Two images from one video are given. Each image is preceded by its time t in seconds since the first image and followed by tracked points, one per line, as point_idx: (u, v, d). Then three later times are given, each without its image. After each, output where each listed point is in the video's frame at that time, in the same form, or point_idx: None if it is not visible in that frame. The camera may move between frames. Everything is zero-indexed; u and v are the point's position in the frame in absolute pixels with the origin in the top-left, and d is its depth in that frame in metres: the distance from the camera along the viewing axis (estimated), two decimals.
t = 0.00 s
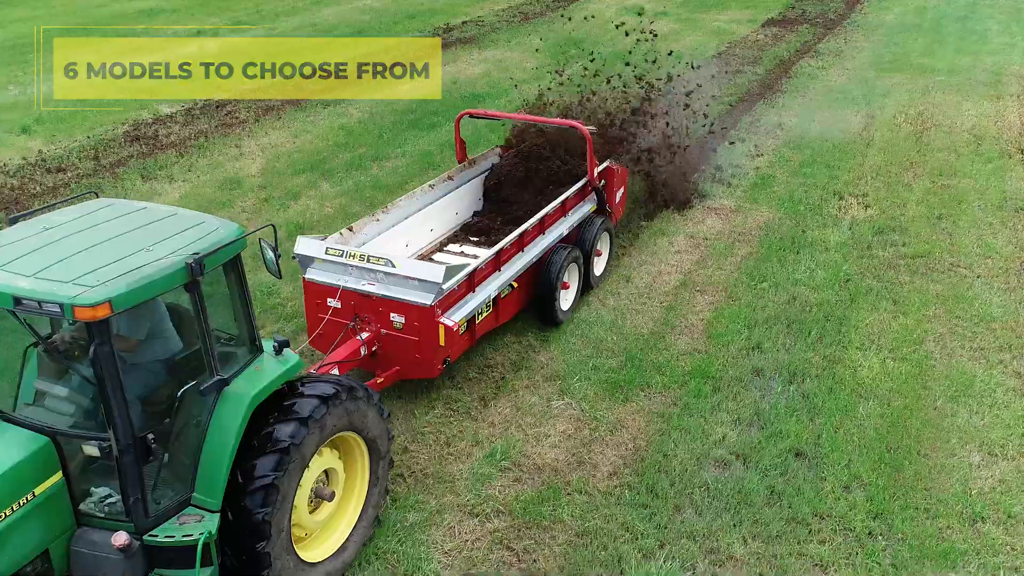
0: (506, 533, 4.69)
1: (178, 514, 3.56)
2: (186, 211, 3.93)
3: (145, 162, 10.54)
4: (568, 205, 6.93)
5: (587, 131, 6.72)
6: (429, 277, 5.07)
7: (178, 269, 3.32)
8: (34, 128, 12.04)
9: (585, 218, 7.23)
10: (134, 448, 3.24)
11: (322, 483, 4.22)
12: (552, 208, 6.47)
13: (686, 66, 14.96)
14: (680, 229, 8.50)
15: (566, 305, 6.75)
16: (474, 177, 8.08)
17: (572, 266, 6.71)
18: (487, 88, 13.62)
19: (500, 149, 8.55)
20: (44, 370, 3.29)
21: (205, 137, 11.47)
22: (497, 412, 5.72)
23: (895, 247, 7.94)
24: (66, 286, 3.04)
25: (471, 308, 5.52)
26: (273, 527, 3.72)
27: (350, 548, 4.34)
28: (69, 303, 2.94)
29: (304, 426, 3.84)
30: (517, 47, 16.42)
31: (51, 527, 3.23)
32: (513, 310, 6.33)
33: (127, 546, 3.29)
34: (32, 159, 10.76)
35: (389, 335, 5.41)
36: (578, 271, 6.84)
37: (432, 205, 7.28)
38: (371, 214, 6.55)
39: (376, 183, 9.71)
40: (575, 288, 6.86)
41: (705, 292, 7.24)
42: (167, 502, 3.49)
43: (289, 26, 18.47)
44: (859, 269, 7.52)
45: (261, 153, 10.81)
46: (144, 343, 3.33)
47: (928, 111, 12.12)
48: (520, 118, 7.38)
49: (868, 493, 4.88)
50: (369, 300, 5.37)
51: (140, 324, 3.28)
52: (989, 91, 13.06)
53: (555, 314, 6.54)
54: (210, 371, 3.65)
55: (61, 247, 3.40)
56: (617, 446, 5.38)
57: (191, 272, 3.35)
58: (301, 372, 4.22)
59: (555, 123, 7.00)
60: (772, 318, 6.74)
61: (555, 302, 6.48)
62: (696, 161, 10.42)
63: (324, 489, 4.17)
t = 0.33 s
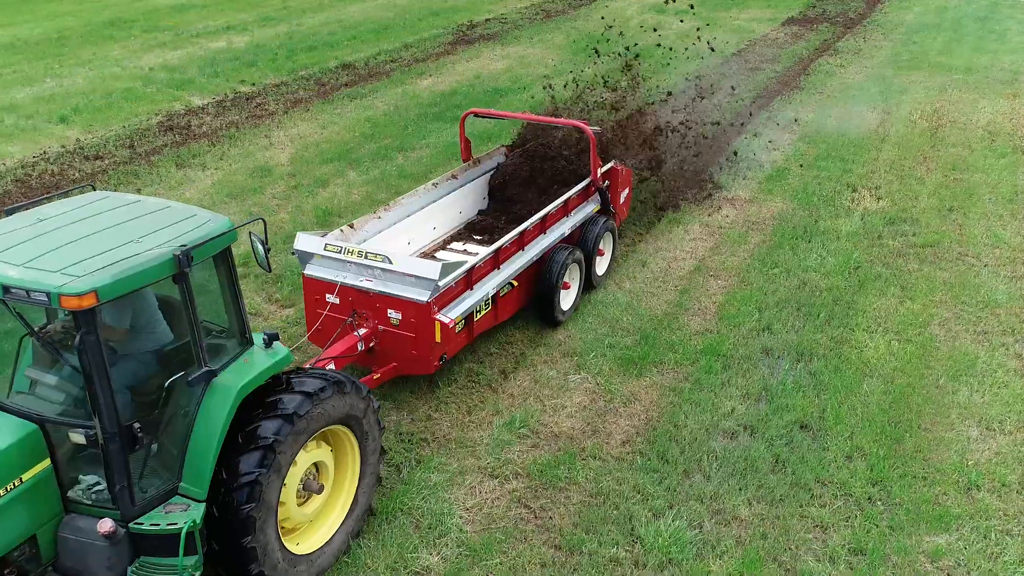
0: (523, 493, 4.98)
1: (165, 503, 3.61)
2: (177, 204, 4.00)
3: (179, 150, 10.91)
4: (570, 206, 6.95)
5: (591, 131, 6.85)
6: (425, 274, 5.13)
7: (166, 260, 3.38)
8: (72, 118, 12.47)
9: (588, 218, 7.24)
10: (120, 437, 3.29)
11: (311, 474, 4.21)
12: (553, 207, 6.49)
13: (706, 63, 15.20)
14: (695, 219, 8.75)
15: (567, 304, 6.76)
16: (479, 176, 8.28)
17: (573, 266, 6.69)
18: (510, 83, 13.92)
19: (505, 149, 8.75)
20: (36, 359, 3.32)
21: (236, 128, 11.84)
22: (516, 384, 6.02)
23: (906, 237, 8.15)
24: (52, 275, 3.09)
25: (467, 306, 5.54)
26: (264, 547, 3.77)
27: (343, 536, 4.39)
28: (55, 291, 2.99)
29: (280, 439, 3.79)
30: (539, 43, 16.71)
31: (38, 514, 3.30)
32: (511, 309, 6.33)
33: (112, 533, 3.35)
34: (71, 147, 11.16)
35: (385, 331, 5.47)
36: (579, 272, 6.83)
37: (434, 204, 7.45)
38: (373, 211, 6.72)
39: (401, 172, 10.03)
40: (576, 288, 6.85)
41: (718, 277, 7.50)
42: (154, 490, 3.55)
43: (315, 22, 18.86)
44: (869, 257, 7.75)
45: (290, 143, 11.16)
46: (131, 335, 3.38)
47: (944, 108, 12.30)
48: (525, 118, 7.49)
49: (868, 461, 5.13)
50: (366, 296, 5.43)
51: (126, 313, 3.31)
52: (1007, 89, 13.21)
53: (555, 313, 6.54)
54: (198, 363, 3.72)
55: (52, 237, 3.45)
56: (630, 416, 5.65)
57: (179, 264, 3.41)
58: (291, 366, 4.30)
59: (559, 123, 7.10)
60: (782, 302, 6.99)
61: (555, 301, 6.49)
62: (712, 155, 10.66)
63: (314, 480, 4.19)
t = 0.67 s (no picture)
0: (538, 457, 5.28)
1: (151, 493, 3.73)
2: (169, 199, 4.15)
3: (208, 141, 11.28)
4: (569, 205, 6.95)
5: (591, 131, 6.90)
6: (418, 271, 5.16)
7: (151, 255, 3.52)
8: (103, 109, 12.88)
9: (586, 218, 7.22)
10: (104, 427, 3.42)
11: (296, 466, 4.26)
12: (550, 207, 6.47)
13: (722, 61, 15.44)
14: (707, 208, 9.01)
15: (563, 304, 6.79)
16: (479, 175, 8.34)
17: (570, 266, 6.75)
18: (528, 79, 14.22)
19: (507, 147, 8.83)
20: (27, 350, 3.51)
21: (262, 120, 12.20)
22: (532, 359, 6.33)
23: (912, 227, 8.38)
24: (39, 267, 3.23)
25: (462, 303, 5.55)
26: None
27: (345, 512, 4.55)
28: (41, 283, 3.14)
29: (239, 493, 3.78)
30: (557, 41, 17.00)
31: (25, 502, 3.43)
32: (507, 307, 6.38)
33: (96, 520, 3.47)
34: (103, 137, 11.56)
35: (379, 328, 5.52)
36: (576, 272, 6.88)
37: (433, 202, 7.50)
38: (371, 209, 6.76)
39: (422, 162, 10.35)
40: (573, 289, 6.91)
41: (727, 263, 7.77)
42: (139, 480, 3.66)
43: (338, 20, 19.22)
44: (875, 245, 7.99)
45: (314, 134, 11.51)
46: (119, 325, 3.52)
47: (956, 105, 12.49)
48: (529, 118, 7.58)
49: (866, 432, 5.39)
50: (361, 293, 5.48)
51: (114, 303, 3.46)
52: (1019, 86, 13.38)
53: (551, 311, 6.58)
54: (184, 356, 3.83)
55: (46, 230, 3.63)
56: (640, 389, 5.94)
57: (164, 258, 3.55)
58: (278, 360, 4.41)
59: (559, 123, 7.13)
60: (789, 286, 7.26)
61: (552, 300, 6.53)
62: (725, 149, 10.90)
63: (301, 474, 4.26)
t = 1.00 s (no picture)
0: (556, 424, 5.59)
1: (140, 482, 3.79)
2: (163, 195, 4.20)
3: (239, 131, 11.66)
4: (570, 204, 6.96)
5: (592, 131, 6.97)
6: (415, 267, 5.23)
7: (142, 248, 3.56)
8: (138, 101, 13.30)
9: (587, 217, 7.23)
10: (94, 417, 3.47)
11: (281, 463, 4.32)
12: (550, 205, 6.50)
13: (740, 58, 15.67)
14: (722, 199, 9.26)
15: (561, 302, 6.85)
16: (483, 173, 8.40)
17: (569, 264, 6.82)
18: (549, 74, 14.52)
19: (511, 146, 8.89)
20: (21, 340, 3.54)
21: (291, 112, 12.57)
22: (551, 336, 6.64)
23: (922, 218, 8.61)
24: (30, 259, 3.29)
25: (460, 299, 5.62)
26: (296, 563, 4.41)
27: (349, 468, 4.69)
28: (31, 275, 3.20)
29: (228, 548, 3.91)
30: (578, 38, 17.28)
31: (16, 488, 3.49)
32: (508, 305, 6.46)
33: (85, 508, 3.52)
34: (138, 128, 11.96)
35: (377, 323, 5.56)
36: (576, 270, 6.95)
37: (435, 200, 7.59)
38: (371, 206, 6.86)
39: (446, 153, 10.68)
40: (572, 286, 7.00)
41: (741, 250, 8.03)
42: (129, 470, 3.73)
43: (362, 16, 19.59)
44: (885, 234, 8.22)
45: (341, 126, 11.86)
46: (109, 316, 3.55)
47: (970, 102, 12.68)
48: (531, 117, 7.57)
49: (869, 406, 5.65)
50: (358, 288, 5.53)
51: (106, 294, 3.51)
52: None
53: (550, 308, 6.65)
54: (174, 347, 3.89)
55: (41, 222, 3.68)
56: (654, 364, 6.24)
57: (154, 252, 3.59)
58: (269, 353, 4.45)
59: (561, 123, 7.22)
60: (800, 272, 7.51)
61: (550, 297, 6.59)
62: (741, 142, 11.14)
63: (290, 470, 4.33)
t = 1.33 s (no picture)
0: (577, 395, 5.90)
1: (132, 469, 3.92)
2: (159, 188, 4.35)
3: (272, 122, 12.05)
4: (573, 203, 7.07)
5: (595, 130, 7.11)
6: (413, 263, 5.40)
7: (133, 239, 3.70)
8: (174, 93, 13.74)
9: (591, 217, 7.32)
10: (86, 404, 3.61)
11: (271, 459, 4.41)
12: (553, 203, 6.62)
13: (763, 56, 15.88)
14: (740, 191, 9.51)
15: (565, 300, 6.92)
16: (490, 173, 8.48)
17: (572, 262, 6.89)
18: (574, 69, 14.81)
19: (519, 146, 8.96)
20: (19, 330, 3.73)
21: (323, 104, 12.94)
22: (573, 316, 6.96)
23: (937, 210, 8.82)
24: (24, 250, 3.44)
25: (458, 296, 5.76)
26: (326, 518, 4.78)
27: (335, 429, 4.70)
28: (23, 264, 3.34)
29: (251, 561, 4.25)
30: (602, 35, 17.55)
31: (12, 471, 3.66)
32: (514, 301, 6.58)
33: (77, 493, 3.66)
34: (176, 118, 12.39)
35: (376, 318, 5.74)
36: (579, 268, 7.01)
37: (440, 199, 7.69)
38: (376, 203, 6.97)
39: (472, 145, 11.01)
40: (575, 285, 7.03)
41: (758, 238, 8.28)
42: (121, 456, 3.87)
43: (391, 13, 19.95)
44: (900, 225, 8.44)
45: (371, 118, 12.21)
46: (103, 307, 3.73)
47: (990, 100, 12.84)
48: (536, 116, 7.72)
49: (878, 383, 5.91)
50: (358, 283, 5.71)
51: (100, 287, 3.68)
52: None
53: (551, 307, 6.71)
54: (167, 337, 4.04)
55: (36, 215, 3.84)
56: (672, 342, 6.52)
57: (145, 243, 3.73)
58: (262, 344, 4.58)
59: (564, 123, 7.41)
60: (815, 259, 7.76)
61: (552, 295, 6.66)
62: (761, 137, 11.37)
63: (283, 462, 4.44)
